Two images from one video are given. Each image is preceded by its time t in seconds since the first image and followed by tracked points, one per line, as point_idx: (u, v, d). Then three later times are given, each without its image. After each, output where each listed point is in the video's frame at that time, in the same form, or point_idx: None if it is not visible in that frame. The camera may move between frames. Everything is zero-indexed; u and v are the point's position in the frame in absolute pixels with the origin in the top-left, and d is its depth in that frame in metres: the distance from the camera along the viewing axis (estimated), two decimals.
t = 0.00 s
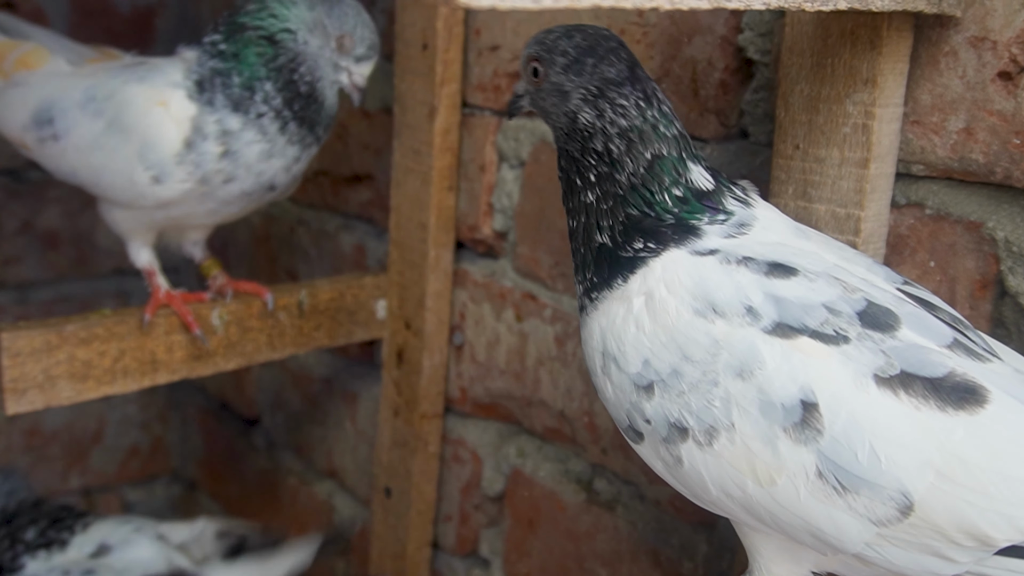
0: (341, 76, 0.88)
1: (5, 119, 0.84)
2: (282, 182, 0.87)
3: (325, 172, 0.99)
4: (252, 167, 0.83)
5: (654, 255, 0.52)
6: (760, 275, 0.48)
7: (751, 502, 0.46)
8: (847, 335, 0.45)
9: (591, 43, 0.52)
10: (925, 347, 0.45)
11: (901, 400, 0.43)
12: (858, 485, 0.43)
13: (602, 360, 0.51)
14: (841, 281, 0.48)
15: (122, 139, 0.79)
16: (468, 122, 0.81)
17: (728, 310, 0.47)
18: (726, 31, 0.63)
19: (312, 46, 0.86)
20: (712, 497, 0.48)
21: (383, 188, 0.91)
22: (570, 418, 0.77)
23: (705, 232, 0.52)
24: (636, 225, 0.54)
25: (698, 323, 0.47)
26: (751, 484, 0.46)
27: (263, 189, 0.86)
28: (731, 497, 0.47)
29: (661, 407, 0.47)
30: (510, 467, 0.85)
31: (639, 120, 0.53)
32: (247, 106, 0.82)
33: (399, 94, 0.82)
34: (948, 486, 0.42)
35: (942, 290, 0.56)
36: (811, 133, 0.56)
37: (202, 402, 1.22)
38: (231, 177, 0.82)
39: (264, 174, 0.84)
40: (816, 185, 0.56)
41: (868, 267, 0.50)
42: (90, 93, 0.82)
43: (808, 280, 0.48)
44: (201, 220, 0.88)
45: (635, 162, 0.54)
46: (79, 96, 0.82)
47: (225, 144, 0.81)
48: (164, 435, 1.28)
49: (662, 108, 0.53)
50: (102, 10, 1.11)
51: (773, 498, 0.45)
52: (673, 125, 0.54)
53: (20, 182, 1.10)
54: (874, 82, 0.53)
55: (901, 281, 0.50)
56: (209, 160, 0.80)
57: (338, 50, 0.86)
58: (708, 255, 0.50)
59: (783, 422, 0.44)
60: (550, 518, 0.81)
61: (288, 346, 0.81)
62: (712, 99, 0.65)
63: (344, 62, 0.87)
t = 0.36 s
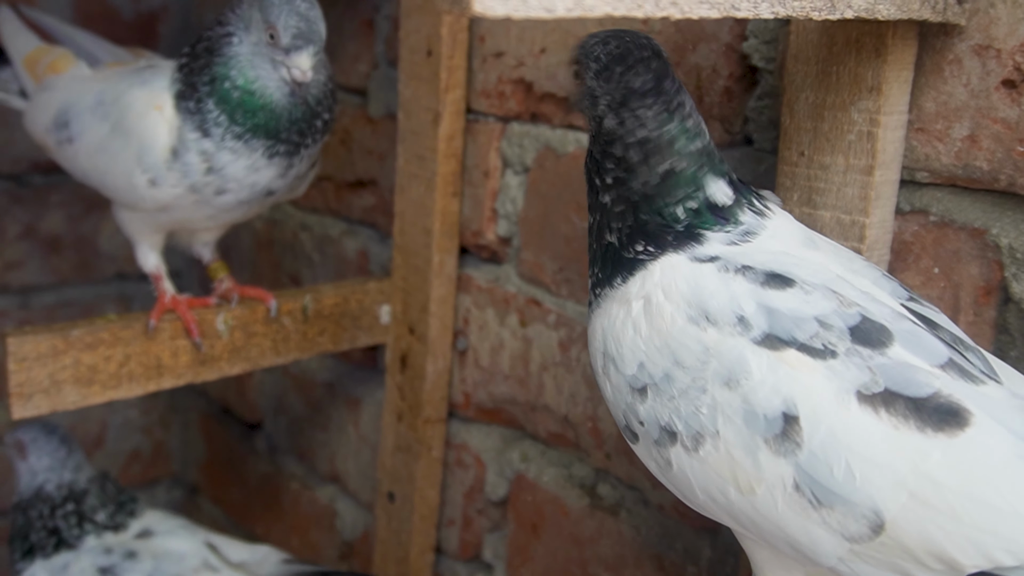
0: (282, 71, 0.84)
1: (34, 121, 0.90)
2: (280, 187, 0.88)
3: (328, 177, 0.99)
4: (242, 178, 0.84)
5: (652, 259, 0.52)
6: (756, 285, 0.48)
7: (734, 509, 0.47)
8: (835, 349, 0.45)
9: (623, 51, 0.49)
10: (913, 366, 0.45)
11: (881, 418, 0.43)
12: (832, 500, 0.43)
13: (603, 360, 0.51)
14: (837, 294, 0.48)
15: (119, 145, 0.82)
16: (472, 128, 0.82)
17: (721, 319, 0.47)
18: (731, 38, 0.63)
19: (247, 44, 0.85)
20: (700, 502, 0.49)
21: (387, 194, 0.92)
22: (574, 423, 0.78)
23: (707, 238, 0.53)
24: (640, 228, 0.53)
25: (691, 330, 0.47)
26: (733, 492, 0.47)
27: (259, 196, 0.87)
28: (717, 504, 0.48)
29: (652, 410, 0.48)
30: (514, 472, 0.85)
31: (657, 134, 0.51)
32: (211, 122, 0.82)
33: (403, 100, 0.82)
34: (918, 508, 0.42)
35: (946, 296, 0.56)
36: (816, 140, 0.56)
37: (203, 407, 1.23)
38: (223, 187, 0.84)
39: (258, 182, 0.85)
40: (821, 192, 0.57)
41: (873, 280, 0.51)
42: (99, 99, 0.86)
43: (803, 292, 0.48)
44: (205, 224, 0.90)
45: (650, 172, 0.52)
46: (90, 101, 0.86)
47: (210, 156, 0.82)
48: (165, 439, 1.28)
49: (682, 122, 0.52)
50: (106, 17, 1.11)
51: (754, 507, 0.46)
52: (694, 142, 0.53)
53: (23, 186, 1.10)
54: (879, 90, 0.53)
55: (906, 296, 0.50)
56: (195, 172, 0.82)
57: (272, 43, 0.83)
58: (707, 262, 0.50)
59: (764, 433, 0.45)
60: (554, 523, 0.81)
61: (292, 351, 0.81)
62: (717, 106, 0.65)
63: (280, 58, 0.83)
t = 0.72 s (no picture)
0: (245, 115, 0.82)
1: (27, 122, 0.90)
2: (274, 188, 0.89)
3: (325, 182, 0.99)
4: (232, 189, 0.85)
5: (626, 267, 0.54)
6: (726, 300, 0.49)
7: (704, 521, 0.48)
8: (799, 364, 0.46)
9: (657, 61, 0.51)
10: (878, 381, 0.45)
11: (839, 434, 0.43)
12: (791, 514, 0.44)
13: (583, 371, 0.53)
14: (808, 309, 0.48)
15: (108, 150, 0.82)
16: (469, 134, 0.82)
17: (689, 334, 0.48)
18: (726, 46, 0.64)
19: (208, 84, 0.81)
20: (676, 514, 0.50)
21: (383, 199, 0.92)
22: (569, 428, 0.78)
23: (682, 254, 0.54)
24: (628, 233, 0.55)
25: (661, 345, 0.48)
26: (702, 504, 0.48)
27: (253, 198, 0.88)
28: (689, 515, 0.49)
29: (626, 423, 0.49)
30: (509, 477, 0.85)
31: (677, 144, 0.53)
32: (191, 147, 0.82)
33: (400, 106, 0.82)
34: (872, 524, 0.42)
35: (938, 302, 0.56)
36: (809, 147, 0.57)
37: (200, 411, 1.23)
38: (214, 198, 0.85)
39: (249, 189, 0.86)
40: (814, 199, 0.57)
41: (852, 292, 0.51)
42: (89, 101, 0.86)
43: (773, 306, 0.49)
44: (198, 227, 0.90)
45: (658, 178, 0.54)
46: (81, 103, 0.87)
47: (195, 173, 0.83)
48: (162, 444, 1.28)
49: (704, 136, 0.53)
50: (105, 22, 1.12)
51: (722, 520, 0.47)
52: (711, 160, 0.54)
53: (20, 191, 1.10)
54: (872, 97, 0.54)
55: (885, 309, 0.51)
56: (183, 184, 0.83)
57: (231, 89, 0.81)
58: (682, 275, 0.52)
59: (727, 448, 0.45)
60: (549, 528, 0.81)
61: (289, 356, 0.81)
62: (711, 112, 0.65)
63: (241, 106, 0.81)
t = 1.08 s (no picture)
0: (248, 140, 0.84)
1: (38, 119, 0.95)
2: (241, 214, 0.89)
3: (316, 188, 0.99)
4: (192, 210, 0.86)
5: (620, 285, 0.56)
6: (710, 303, 0.50)
7: (698, 525, 0.48)
8: (780, 358, 0.46)
9: (616, 82, 0.53)
10: (859, 370, 0.45)
11: (819, 422, 0.44)
12: (777, 509, 0.44)
13: (582, 387, 0.54)
14: (791, 306, 0.49)
15: (84, 156, 0.86)
16: (458, 140, 0.82)
17: (675, 338, 0.49)
18: (712, 52, 0.64)
19: (210, 106, 0.85)
20: (673, 521, 0.50)
21: (374, 205, 0.92)
22: (559, 432, 0.78)
23: (672, 260, 0.55)
24: (619, 252, 0.57)
25: (649, 352, 0.49)
26: (694, 508, 0.48)
27: (218, 221, 0.88)
28: (683, 521, 0.49)
29: (621, 432, 0.50)
30: (500, 481, 0.85)
31: (660, 152, 0.54)
32: (160, 162, 0.84)
33: (390, 112, 0.82)
34: (855, 509, 0.42)
35: (923, 306, 0.57)
36: (794, 152, 0.57)
37: (193, 417, 1.23)
38: (175, 213, 0.86)
39: (212, 212, 0.87)
40: (799, 204, 0.57)
41: (843, 293, 0.51)
42: (78, 107, 0.90)
43: (756, 305, 0.49)
44: (180, 240, 0.91)
45: (645, 188, 0.56)
46: (73, 108, 0.90)
47: (156, 185, 0.84)
48: (155, 449, 1.28)
49: (681, 141, 0.55)
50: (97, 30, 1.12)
51: (714, 521, 0.47)
52: (691, 159, 0.55)
53: (12, 198, 1.11)
54: (855, 103, 0.54)
55: (874, 307, 0.50)
56: (143, 195, 0.84)
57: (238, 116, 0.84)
58: (670, 283, 0.53)
59: (712, 446, 0.46)
60: (540, 532, 0.81)
61: (279, 361, 0.82)
62: (698, 118, 0.66)
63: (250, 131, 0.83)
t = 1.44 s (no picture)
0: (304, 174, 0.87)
1: (31, 122, 0.93)
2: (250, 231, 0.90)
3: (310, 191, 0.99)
4: (208, 225, 0.87)
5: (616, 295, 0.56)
6: (693, 308, 0.51)
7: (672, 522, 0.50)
8: (751, 361, 0.47)
9: (622, 93, 0.55)
10: (828, 372, 0.46)
11: (779, 420, 0.45)
12: (737, 507, 0.45)
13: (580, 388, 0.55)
14: (770, 311, 0.50)
15: (95, 163, 0.84)
16: (452, 142, 0.82)
17: (656, 342, 0.50)
18: (704, 55, 0.64)
19: (274, 141, 0.87)
20: (654, 518, 0.52)
21: (368, 208, 0.92)
22: (553, 434, 0.78)
23: (665, 271, 0.56)
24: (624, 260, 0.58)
25: (633, 355, 0.51)
26: (668, 506, 0.49)
27: (227, 236, 0.89)
28: (660, 518, 0.51)
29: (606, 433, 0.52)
30: (494, 483, 0.85)
31: (676, 155, 0.56)
32: (191, 178, 0.84)
33: (383, 115, 0.83)
34: (807, 505, 0.43)
35: (914, 308, 0.57)
36: (786, 155, 0.57)
37: (187, 421, 1.22)
38: (187, 224, 0.86)
39: (222, 230, 0.88)
40: (791, 207, 0.58)
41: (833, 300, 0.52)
42: (87, 113, 0.88)
43: (736, 311, 0.50)
44: (180, 248, 0.91)
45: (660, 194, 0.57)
46: (79, 113, 0.89)
47: (179, 197, 0.84)
48: (148, 453, 1.28)
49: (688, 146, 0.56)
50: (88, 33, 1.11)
51: (685, 520, 0.49)
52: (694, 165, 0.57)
53: (5, 201, 1.11)
54: (846, 106, 0.54)
55: (863, 315, 0.51)
56: (163, 204, 0.84)
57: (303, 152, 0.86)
58: (658, 289, 0.54)
59: (681, 446, 0.47)
60: (533, 534, 0.81)
61: (273, 364, 0.82)
62: (690, 121, 0.66)
63: (308, 166, 0.86)
